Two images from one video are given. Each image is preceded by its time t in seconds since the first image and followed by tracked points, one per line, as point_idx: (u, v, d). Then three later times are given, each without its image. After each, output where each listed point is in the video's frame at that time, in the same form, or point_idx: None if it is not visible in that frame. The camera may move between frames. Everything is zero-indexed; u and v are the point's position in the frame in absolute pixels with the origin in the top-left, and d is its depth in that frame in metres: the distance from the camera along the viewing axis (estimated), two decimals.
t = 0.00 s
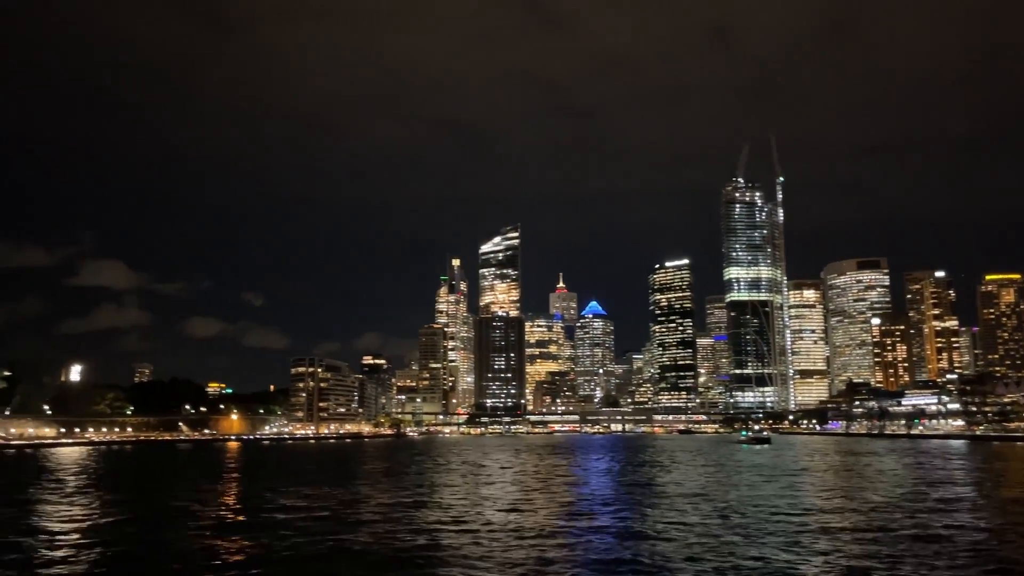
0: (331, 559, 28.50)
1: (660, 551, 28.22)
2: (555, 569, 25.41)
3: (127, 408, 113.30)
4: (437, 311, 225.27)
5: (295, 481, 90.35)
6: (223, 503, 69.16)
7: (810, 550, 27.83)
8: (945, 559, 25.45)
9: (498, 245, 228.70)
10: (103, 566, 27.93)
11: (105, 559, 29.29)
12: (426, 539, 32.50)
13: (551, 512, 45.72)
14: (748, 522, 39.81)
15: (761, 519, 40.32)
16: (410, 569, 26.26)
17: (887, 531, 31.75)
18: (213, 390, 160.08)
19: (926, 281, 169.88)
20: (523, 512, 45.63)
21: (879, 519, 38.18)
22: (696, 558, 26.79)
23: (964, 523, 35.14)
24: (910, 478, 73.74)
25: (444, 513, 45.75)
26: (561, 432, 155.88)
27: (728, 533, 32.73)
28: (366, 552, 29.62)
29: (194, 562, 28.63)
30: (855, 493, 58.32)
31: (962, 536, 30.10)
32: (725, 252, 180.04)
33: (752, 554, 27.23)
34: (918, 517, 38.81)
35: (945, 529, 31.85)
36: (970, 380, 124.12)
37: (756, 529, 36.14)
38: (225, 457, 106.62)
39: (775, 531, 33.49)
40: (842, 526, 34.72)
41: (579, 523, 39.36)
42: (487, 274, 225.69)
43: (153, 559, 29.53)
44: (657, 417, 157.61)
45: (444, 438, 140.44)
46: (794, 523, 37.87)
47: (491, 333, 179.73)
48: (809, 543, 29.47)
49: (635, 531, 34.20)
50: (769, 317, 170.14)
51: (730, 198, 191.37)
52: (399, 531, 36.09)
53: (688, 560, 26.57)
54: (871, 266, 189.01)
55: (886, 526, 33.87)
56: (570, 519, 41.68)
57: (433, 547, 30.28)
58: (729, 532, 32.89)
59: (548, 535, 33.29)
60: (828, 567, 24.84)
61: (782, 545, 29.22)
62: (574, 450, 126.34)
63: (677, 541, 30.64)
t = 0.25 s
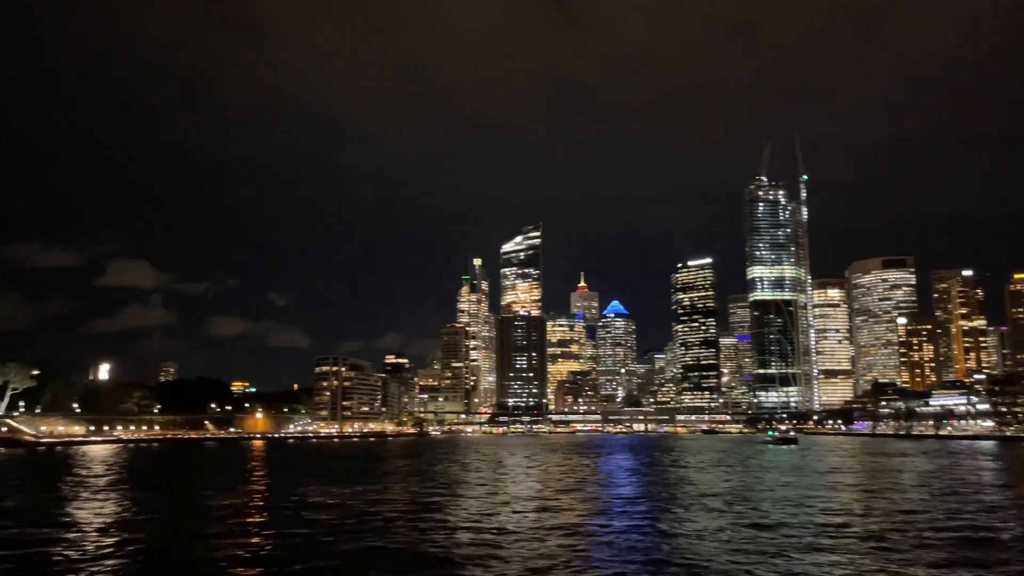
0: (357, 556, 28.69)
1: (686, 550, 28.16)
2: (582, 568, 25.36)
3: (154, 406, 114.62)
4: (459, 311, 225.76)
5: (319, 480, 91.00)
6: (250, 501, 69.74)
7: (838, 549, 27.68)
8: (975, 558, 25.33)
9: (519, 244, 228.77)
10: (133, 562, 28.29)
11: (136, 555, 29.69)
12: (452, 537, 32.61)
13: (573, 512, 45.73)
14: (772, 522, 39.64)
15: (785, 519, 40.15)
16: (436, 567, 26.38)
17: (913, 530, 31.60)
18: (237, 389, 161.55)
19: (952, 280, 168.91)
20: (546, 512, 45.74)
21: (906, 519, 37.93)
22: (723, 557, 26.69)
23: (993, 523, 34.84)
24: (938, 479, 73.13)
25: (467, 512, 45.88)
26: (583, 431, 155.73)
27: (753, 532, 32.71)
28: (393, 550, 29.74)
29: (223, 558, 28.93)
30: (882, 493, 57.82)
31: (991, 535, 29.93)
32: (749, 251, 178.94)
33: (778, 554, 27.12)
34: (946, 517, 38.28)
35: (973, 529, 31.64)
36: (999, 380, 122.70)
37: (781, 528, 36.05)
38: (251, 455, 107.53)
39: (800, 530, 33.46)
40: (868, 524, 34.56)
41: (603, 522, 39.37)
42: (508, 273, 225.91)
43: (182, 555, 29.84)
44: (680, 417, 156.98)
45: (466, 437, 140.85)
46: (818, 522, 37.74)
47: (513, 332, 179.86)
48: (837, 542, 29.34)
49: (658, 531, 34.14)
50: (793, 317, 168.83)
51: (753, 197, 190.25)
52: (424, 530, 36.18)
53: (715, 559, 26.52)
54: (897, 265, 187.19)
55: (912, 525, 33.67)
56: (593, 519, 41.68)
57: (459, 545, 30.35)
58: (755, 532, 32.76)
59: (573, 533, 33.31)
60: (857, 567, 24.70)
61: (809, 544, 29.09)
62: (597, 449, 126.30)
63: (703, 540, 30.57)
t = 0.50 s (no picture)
0: (374, 556, 28.70)
1: (705, 553, 27.91)
2: (601, 570, 25.18)
3: (177, 405, 115.57)
4: (478, 310, 226.06)
5: (340, 479, 91.40)
6: (272, 499, 70.17)
7: (860, 551, 27.35)
8: (1002, 560, 25.15)
9: (538, 243, 228.51)
10: (155, 560, 28.35)
11: (158, 553, 29.72)
12: (469, 538, 32.51)
13: (590, 512, 45.60)
14: (792, 522, 39.32)
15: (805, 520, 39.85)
16: (455, 567, 26.34)
17: (934, 531, 31.46)
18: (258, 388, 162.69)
19: (978, 280, 166.40)
20: (563, 512, 45.64)
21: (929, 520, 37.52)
22: (743, 560, 26.45)
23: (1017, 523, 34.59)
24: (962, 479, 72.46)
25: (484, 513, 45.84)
26: (603, 431, 155.44)
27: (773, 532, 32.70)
28: (410, 551, 29.69)
29: (241, 557, 29.00)
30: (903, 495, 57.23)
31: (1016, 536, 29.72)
32: (769, 250, 177.80)
33: (800, 556, 26.82)
34: (969, 520, 37.76)
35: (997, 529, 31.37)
36: None
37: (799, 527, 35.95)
38: (272, 454, 108.22)
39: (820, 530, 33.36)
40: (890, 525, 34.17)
41: (621, 523, 39.20)
42: (527, 273, 225.77)
43: (200, 553, 29.91)
44: (700, 417, 156.19)
45: (486, 436, 141.00)
46: (838, 522, 37.65)
47: (532, 332, 179.75)
48: (859, 543, 29.02)
49: (677, 532, 33.91)
50: (814, 316, 167.02)
51: (774, 196, 189.03)
52: (441, 530, 36.10)
53: (735, 561, 26.28)
54: (920, 265, 185.38)
55: (935, 527, 33.28)
56: (612, 519, 41.54)
57: (476, 547, 30.22)
58: (775, 533, 32.49)
59: (591, 535, 33.11)
60: (879, 570, 24.37)
61: (829, 546, 28.79)
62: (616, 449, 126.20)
63: (722, 542, 30.31)
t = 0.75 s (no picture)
0: (402, 552, 28.88)
1: (729, 552, 27.76)
2: (625, 569, 24.88)
3: (204, 403, 116.72)
4: (500, 310, 226.20)
5: (365, 477, 92.00)
6: (298, 497, 70.65)
7: (887, 552, 26.86)
8: None
9: (560, 242, 228.31)
10: (186, 555, 28.72)
11: (189, 548, 30.10)
12: (491, 537, 32.31)
13: (612, 511, 45.33)
14: (817, 522, 38.83)
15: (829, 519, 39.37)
16: (481, 564, 26.24)
17: (964, 531, 31.20)
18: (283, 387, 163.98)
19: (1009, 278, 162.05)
20: (585, 511, 45.38)
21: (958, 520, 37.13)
22: (768, 561, 26.04)
23: None
24: (992, 480, 71.73)
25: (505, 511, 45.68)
26: (626, 431, 155.09)
27: (797, 532, 32.63)
28: (430, 549, 29.52)
29: (267, 553, 29.07)
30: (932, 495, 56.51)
31: None
32: (793, 249, 176.33)
33: (825, 557, 26.39)
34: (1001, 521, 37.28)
35: None
36: None
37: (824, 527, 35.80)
38: (297, 452, 108.95)
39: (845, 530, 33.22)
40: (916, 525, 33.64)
41: (643, 523, 38.90)
42: (549, 272, 225.66)
43: (226, 550, 30.02)
44: (724, 417, 155.29)
45: (508, 435, 141.16)
46: (864, 521, 37.40)
47: (554, 331, 179.55)
48: (884, 545, 28.53)
49: (702, 531, 33.51)
50: (839, 315, 165.76)
51: (798, 193, 187.70)
52: (465, 528, 36.13)
53: (760, 562, 25.88)
54: (948, 263, 183.04)
55: (962, 527, 32.73)
56: (633, 519, 41.25)
57: (498, 545, 30.01)
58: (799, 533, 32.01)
59: (613, 533, 32.79)
60: (907, 570, 24.12)
61: (855, 547, 28.32)
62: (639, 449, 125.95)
63: (746, 542, 29.90)
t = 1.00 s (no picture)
0: (427, 550, 28.94)
1: (752, 552, 27.64)
2: (639, 570, 24.51)
3: (227, 402, 117.56)
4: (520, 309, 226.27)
5: (386, 476, 92.39)
6: (320, 496, 70.83)
7: (906, 555, 26.31)
8: None
9: (580, 241, 227.94)
10: (216, 552, 28.92)
11: (218, 546, 30.28)
12: (505, 536, 31.98)
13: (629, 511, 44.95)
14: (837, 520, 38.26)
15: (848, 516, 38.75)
16: (498, 563, 26.02)
17: (990, 532, 30.84)
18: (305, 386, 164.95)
19: None
20: (601, 511, 45.01)
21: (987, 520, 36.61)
22: (785, 561, 25.57)
23: None
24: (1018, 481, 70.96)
25: (523, 510, 45.52)
26: (647, 430, 154.63)
27: (820, 531, 32.37)
28: (440, 549, 29.18)
29: (286, 552, 28.90)
30: (957, 495, 55.79)
31: None
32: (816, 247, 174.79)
33: (843, 559, 25.85)
34: None
35: None
36: None
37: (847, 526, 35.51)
38: (320, 451, 109.42)
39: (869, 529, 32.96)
40: (936, 525, 33.21)
41: (660, 523, 38.49)
42: (569, 271, 225.40)
43: (245, 548, 29.89)
44: (745, 417, 154.37)
45: (528, 434, 141.19)
46: (888, 521, 37.02)
47: (574, 331, 179.26)
48: (902, 548, 27.92)
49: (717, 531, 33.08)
50: (862, 314, 163.62)
51: (821, 191, 186.50)
52: (486, 526, 36.09)
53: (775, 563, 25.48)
54: (974, 261, 180.81)
55: (985, 528, 32.25)
56: (650, 518, 40.78)
57: (512, 544, 29.68)
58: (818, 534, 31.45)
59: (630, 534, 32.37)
60: (934, 571, 23.92)
61: (873, 549, 27.76)
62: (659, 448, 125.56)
63: (762, 543, 29.40)
